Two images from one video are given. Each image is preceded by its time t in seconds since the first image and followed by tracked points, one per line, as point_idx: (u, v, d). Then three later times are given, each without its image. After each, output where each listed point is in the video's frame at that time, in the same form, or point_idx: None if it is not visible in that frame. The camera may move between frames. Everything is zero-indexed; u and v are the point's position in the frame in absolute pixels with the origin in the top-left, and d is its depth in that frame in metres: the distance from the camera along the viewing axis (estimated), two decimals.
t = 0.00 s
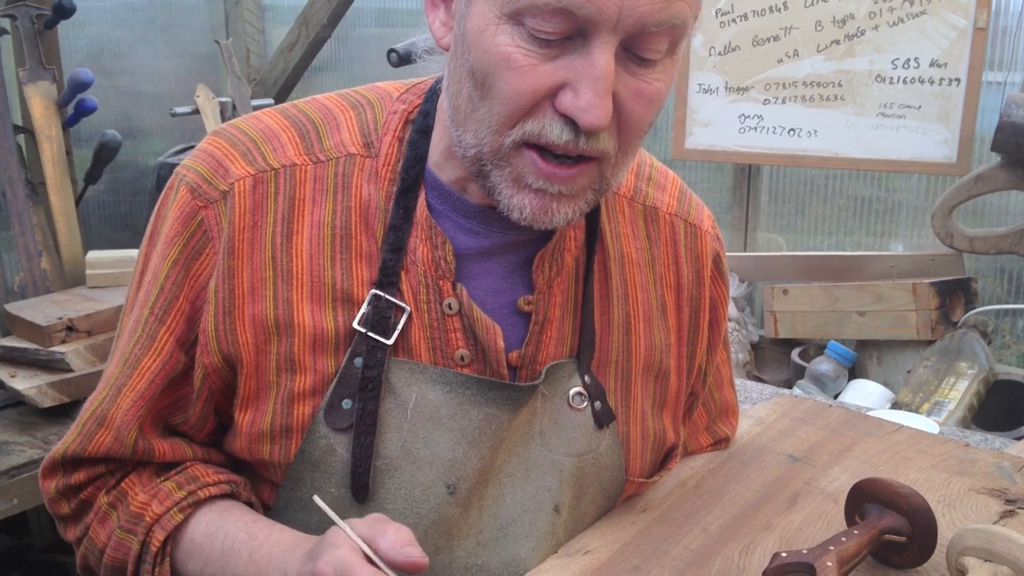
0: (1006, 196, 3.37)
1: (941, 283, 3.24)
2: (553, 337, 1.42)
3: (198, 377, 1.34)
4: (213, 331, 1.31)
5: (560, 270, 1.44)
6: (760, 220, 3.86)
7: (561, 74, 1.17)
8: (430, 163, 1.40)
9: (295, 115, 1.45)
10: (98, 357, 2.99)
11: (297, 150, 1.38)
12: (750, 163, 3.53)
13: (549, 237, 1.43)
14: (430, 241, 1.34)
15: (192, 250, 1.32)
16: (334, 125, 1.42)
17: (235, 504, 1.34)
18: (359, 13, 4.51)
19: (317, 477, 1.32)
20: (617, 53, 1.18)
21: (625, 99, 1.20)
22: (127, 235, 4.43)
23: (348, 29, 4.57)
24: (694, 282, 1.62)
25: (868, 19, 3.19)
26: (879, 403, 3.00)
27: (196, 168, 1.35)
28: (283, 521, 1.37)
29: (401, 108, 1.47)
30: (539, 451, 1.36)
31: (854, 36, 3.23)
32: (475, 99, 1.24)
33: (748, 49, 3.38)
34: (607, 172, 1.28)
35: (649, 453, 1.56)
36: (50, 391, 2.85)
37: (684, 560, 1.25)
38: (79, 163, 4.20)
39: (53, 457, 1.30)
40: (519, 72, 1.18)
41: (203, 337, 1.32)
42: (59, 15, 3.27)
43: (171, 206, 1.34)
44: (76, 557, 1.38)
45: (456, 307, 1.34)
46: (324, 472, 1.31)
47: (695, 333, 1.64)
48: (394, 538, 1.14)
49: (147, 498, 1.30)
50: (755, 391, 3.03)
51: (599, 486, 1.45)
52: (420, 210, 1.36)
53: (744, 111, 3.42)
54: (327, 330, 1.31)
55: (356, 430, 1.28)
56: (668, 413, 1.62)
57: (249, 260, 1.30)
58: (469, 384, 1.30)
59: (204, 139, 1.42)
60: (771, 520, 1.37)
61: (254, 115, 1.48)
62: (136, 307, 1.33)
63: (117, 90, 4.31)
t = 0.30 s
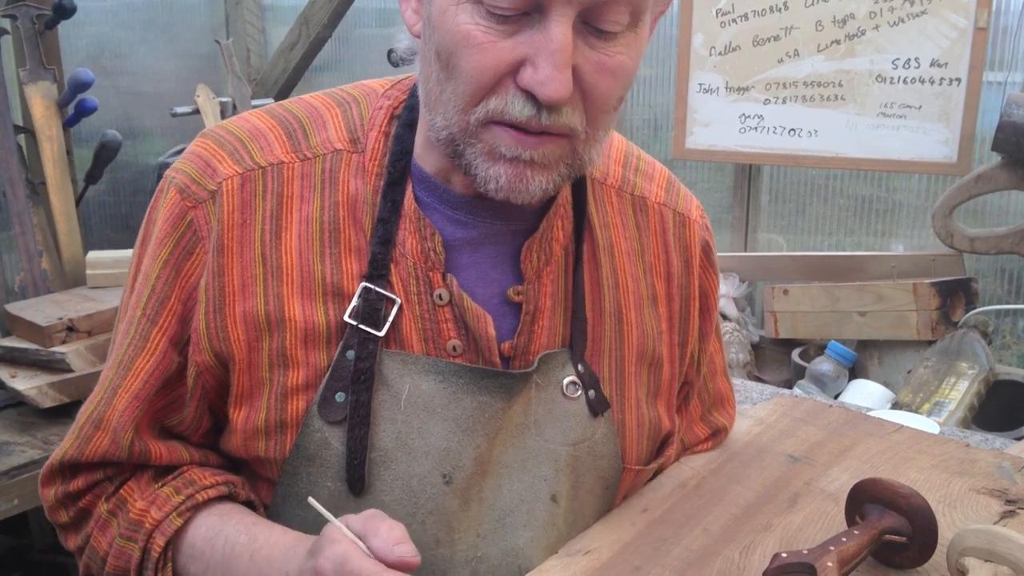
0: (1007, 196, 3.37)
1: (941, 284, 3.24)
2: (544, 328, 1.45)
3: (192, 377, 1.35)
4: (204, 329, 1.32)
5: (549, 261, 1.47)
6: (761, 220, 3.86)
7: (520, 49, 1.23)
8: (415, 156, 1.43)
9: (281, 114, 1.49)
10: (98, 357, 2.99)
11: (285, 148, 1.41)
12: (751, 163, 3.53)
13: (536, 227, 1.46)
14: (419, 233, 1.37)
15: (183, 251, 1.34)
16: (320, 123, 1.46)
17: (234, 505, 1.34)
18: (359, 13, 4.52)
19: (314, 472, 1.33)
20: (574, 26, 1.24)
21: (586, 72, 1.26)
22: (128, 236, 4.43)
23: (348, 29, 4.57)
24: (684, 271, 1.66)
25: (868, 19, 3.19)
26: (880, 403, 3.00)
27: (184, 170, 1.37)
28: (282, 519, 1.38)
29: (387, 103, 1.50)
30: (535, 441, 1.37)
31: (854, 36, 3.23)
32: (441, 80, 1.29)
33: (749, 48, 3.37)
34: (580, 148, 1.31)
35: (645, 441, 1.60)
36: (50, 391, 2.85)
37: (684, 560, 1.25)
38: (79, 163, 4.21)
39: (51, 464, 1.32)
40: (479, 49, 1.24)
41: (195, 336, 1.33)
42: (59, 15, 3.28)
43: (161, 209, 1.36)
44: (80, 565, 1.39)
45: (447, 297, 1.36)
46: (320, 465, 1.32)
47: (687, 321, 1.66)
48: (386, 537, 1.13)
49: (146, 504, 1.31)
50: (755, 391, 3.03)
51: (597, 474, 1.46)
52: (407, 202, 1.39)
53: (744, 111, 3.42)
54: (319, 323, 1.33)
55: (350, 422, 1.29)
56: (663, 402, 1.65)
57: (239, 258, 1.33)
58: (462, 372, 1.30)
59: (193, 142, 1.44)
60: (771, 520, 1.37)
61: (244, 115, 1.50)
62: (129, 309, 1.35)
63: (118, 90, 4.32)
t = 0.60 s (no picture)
0: (1016, 196, 3.35)
1: (951, 283, 3.24)
2: (548, 311, 1.46)
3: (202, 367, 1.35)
4: (214, 317, 1.33)
5: (548, 247, 1.49)
6: (769, 220, 3.85)
7: None
8: (414, 148, 1.45)
9: (283, 112, 1.50)
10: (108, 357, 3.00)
11: (286, 142, 1.42)
12: (758, 164, 3.52)
13: (532, 211, 1.48)
14: (422, 219, 1.39)
15: (190, 242, 1.34)
16: (321, 119, 1.47)
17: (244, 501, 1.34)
18: (367, 15, 4.53)
19: (325, 457, 1.33)
20: None
21: (581, 10, 1.29)
22: (137, 237, 4.47)
23: (356, 31, 4.58)
24: (680, 261, 1.66)
25: (876, 19, 3.18)
26: (889, 404, 3.00)
27: (189, 165, 1.38)
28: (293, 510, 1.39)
29: (386, 100, 1.53)
30: (543, 425, 1.38)
31: (862, 36, 3.22)
32: (440, 40, 1.32)
33: (757, 49, 3.37)
34: (579, 98, 1.33)
35: (650, 426, 1.58)
36: (61, 392, 2.87)
37: (694, 560, 1.25)
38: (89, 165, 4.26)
39: (61, 463, 1.31)
40: None
41: (205, 325, 1.34)
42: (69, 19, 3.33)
43: (166, 204, 1.37)
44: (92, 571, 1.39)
45: (452, 281, 1.38)
46: (331, 451, 1.33)
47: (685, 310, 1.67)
48: (401, 505, 1.12)
49: (158, 502, 1.31)
50: (764, 391, 3.03)
51: (607, 458, 1.47)
52: (409, 189, 1.41)
53: (752, 111, 3.42)
54: (327, 309, 1.34)
55: (361, 405, 1.30)
56: (666, 389, 1.64)
57: (247, 247, 1.34)
58: (469, 353, 1.33)
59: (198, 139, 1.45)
60: (780, 520, 1.37)
61: (247, 114, 1.51)
62: (136, 302, 1.35)
63: (127, 93, 4.39)
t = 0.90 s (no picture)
0: None
1: (959, 282, 3.21)
2: (536, 306, 1.52)
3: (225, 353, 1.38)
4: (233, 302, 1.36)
5: (536, 243, 1.55)
6: (777, 220, 3.83)
7: (549, 7, 1.34)
8: (411, 144, 1.53)
9: (279, 106, 1.56)
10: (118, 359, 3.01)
11: (284, 135, 1.47)
12: (767, 163, 3.51)
13: (523, 208, 1.55)
14: (418, 216, 1.46)
15: (202, 227, 1.36)
16: (318, 116, 1.53)
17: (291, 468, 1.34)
18: (373, 15, 4.54)
19: (318, 451, 1.40)
20: None
21: (610, 33, 1.38)
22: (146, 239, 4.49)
23: (363, 31, 4.59)
24: (667, 260, 1.75)
25: (884, 17, 3.17)
26: (899, 404, 2.98)
27: (188, 154, 1.41)
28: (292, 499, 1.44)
29: (381, 98, 1.60)
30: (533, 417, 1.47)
31: (870, 34, 3.21)
32: (466, 39, 1.39)
33: (764, 48, 3.35)
34: (595, 112, 1.41)
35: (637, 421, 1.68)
36: (70, 394, 2.88)
37: (703, 560, 1.25)
38: (97, 167, 4.27)
39: (92, 453, 1.27)
40: (513, 3, 1.34)
41: (222, 310, 1.36)
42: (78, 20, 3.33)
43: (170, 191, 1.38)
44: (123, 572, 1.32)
45: (446, 278, 1.44)
46: (324, 445, 1.40)
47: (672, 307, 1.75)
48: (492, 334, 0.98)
49: (208, 474, 1.28)
50: (772, 391, 3.01)
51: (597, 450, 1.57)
52: (405, 187, 1.48)
53: (759, 110, 3.40)
54: (325, 301, 1.38)
55: (354, 400, 1.37)
56: (651, 385, 1.74)
57: (248, 233, 1.37)
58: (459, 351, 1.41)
59: (191, 131, 1.49)
60: (790, 520, 1.36)
61: (240, 107, 1.55)
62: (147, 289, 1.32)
63: (134, 94, 4.39)
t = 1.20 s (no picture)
0: None
1: (965, 292, 3.19)
2: (532, 328, 1.47)
3: (197, 389, 1.38)
4: (207, 342, 1.34)
5: (533, 262, 1.51)
6: (781, 228, 3.84)
7: (544, 24, 1.31)
8: (401, 163, 1.47)
9: (269, 130, 1.52)
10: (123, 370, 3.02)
11: (272, 161, 1.43)
12: (771, 172, 3.51)
13: (516, 226, 1.50)
14: (405, 239, 1.40)
15: (180, 266, 1.35)
16: (308, 137, 1.49)
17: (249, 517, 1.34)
18: (378, 26, 4.56)
19: (307, 480, 1.34)
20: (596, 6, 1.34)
21: (605, 52, 1.35)
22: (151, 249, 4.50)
23: (367, 41, 4.61)
24: (675, 272, 1.69)
25: (888, 27, 3.17)
26: (904, 413, 2.98)
27: (174, 186, 1.39)
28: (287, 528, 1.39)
29: (372, 115, 1.54)
30: (528, 442, 1.39)
31: (874, 44, 3.21)
32: (455, 58, 1.35)
33: (768, 57, 3.36)
34: (589, 131, 1.38)
35: (642, 442, 1.63)
36: (75, 404, 2.89)
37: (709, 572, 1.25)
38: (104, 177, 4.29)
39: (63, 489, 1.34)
40: (505, 22, 1.31)
41: (199, 348, 1.35)
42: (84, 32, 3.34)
43: (152, 226, 1.37)
44: None
45: (435, 302, 1.39)
46: (313, 474, 1.34)
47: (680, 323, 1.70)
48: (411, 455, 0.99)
49: (161, 524, 1.31)
50: (777, 401, 3.01)
51: (597, 475, 1.47)
52: (394, 210, 1.42)
53: (763, 120, 3.41)
54: (309, 333, 1.35)
55: (341, 430, 1.32)
56: (658, 404, 1.68)
57: (231, 271, 1.34)
58: (449, 375, 1.33)
59: (181, 160, 1.46)
60: (796, 532, 1.36)
61: (231, 133, 1.52)
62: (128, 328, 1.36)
63: (140, 105, 4.47)
